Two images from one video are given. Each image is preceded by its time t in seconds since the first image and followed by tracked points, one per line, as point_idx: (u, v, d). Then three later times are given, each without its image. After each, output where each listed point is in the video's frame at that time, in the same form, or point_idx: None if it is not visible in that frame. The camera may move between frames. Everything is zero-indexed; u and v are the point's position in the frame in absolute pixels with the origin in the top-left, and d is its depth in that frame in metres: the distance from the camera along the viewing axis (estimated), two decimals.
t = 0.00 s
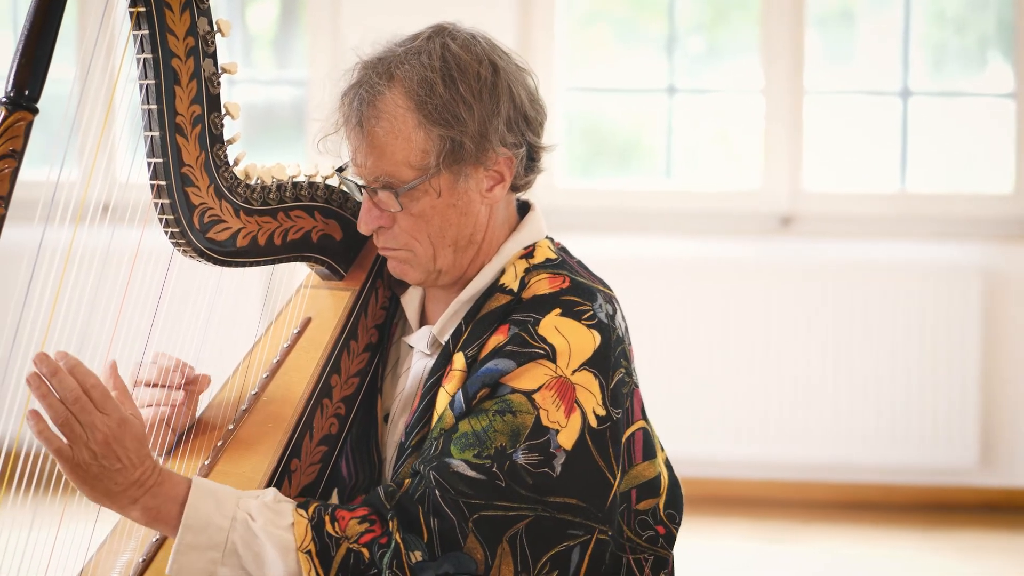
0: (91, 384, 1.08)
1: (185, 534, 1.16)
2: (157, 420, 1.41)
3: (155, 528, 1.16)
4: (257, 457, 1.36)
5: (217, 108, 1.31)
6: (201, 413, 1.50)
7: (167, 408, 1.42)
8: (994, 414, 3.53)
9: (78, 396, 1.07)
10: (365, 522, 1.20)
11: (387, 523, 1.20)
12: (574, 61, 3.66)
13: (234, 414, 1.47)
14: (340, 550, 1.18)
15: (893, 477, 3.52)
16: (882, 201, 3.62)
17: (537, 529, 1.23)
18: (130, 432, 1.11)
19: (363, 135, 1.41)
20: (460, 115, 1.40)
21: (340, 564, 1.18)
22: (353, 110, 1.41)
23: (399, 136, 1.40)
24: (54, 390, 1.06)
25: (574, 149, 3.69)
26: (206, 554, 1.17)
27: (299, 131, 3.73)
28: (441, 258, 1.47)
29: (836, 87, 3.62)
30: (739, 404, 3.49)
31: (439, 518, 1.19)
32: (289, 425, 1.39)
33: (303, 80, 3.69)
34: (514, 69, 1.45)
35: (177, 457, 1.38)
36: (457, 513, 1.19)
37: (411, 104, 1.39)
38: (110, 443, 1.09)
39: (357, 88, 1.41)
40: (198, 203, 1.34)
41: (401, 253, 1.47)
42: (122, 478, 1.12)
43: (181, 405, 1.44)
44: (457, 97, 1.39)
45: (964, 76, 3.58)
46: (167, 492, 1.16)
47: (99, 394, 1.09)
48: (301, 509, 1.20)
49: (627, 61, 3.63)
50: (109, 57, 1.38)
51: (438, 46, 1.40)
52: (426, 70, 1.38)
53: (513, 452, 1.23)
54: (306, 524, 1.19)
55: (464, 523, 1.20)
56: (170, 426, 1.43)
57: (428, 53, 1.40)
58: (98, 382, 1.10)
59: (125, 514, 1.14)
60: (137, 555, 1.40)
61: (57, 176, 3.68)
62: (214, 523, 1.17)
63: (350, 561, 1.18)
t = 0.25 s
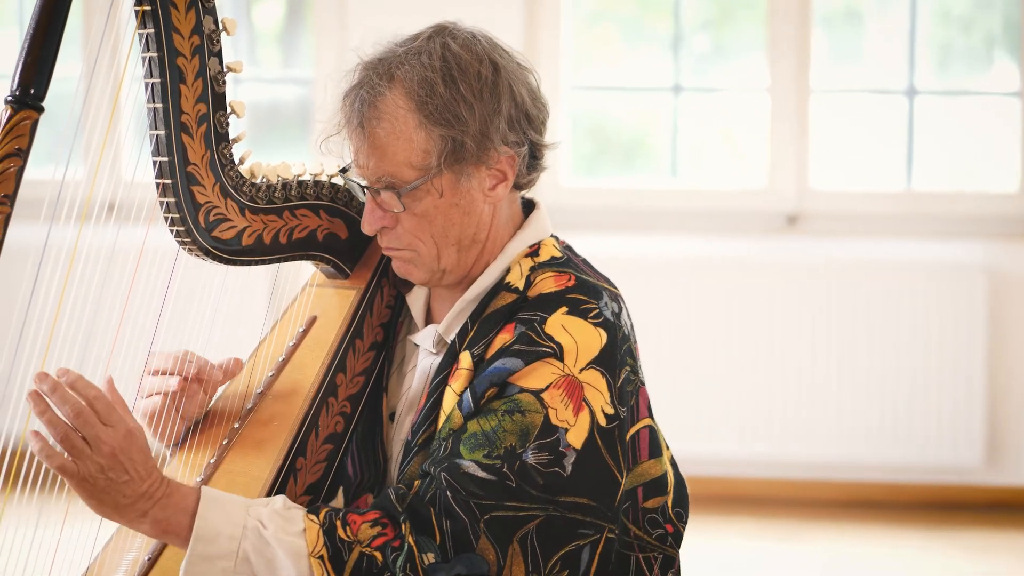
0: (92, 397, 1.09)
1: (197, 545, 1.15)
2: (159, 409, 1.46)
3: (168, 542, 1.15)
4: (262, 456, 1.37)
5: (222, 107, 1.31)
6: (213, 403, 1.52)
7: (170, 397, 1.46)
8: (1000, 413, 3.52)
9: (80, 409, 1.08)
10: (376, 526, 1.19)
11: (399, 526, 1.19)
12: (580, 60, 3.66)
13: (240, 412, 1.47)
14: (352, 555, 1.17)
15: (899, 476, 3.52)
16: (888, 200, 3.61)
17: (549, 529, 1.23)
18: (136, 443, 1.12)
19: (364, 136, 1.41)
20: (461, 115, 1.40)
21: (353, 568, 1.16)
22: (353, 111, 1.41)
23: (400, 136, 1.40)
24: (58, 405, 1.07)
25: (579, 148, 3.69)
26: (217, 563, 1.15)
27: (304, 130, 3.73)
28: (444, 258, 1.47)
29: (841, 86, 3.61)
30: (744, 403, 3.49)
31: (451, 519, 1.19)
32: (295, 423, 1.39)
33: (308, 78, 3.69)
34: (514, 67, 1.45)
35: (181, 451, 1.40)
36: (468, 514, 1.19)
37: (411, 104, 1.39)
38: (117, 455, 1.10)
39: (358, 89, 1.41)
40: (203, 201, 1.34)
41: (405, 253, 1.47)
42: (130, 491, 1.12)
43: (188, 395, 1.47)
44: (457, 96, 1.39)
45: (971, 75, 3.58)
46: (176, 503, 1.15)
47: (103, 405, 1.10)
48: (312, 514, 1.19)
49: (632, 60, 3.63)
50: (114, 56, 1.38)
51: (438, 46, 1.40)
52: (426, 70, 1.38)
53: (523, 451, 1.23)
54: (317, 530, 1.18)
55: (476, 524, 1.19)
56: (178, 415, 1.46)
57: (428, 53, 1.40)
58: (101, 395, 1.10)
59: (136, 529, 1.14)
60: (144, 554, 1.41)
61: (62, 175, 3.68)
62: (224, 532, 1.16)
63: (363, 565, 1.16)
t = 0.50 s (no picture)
0: (112, 371, 1.10)
1: (200, 522, 1.17)
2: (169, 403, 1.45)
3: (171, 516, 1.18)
4: (270, 454, 1.37)
5: (229, 104, 1.31)
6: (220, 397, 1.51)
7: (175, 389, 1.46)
8: (1009, 411, 3.51)
9: (100, 387, 1.09)
10: (380, 515, 1.20)
11: (402, 516, 1.21)
12: (589, 59, 3.67)
13: (247, 409, 1.47)
14: (355, 543, 1.18)
15: (905, 473, 3.51)
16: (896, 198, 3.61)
17: (551, 523, 1.23)
18: (151, 421, 1.12)
19: (381, 127, 1.41)
20: (479, 110, 1.40)
21: (355, 556, 1.18)
22: (371, 102, 1.41)
23: (417, 129, 1.40)
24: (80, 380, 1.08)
25: (588, 146, 3.70)
26: (220, 542, 1.18)
27: (311, 127, 3.73)
28: (454, 253, 1.48)
29: (848, 84, 3.62)
30: (750, 400, 3.49)
31: (453, 512, 1.19)
32: (303, 419, 1.40)
33: (316, 76, 3.70)
34: (531, 66, 1.46)
35: (192, 446, 1.40)
36: (471, 508, 1.19)
37: (431, 97, 1.39)
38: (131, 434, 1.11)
39: (375, 81, 1.42)
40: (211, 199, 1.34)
41: (414, 247, 1.47)
42: (140, 466, 1.13)
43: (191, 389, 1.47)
44: (475, 91, 1.40)
45: (979, 72, 3.57)
46: (183, 480, 1.17)
47: (123, 381, 1.10)
48: (317, 501, 1.21)
49: (640, 58, 3.64)
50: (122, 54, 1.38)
51: (458, 40, 1.41)
52: (446, 64, 1.39)
53: (527, 446, 1.22)
54: (321, 516, 1.19)
55: (478, 517, 1.19)
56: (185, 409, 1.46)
57: (449, 47, 1.40)
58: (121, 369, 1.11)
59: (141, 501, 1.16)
60: (150, 550, 1.45)
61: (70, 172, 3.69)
62: (229, 513, 1.18)
63: (365, 554, 1.18)
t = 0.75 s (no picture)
0: (113, 392, 1.10)
1: (214, 542, 1.16)
2: (173, 400, 1.44)
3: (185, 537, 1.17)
4: (277, 452, 1.37)
5: (235, 103, 1.31)
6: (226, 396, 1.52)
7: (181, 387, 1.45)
8: (1015, 409, 3.51)
9: (102, 408, 1.08)
10: (393, 524, 1.20)
11: (416, 525, 1.20)
12: (594, 56, 3.67)
13: (253, 408, 1.47)
14: (370, 553, 1.18)
15: (911, 471, 3.51)
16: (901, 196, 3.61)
17: (567, 525, 1.23)
18: (157, 440, 1.12)
19: (390, 120, 1.42)
20: (488, 104, 1.41)
21: (370, 565, 1.17)
22: (380, 95, 1.42)
23: (426, 122, 1.41)
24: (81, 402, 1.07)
25: (593, 144, 3.70)
26: (235, 559, 1.17)
27: (317, 125, 3.74)
28: (460, 249, 1.48)
29: (853, 82, 3.62)
30: (755, 398, 3.50)
31: (467, 517, 1.19)
32: (308, 418, 1.39)
33: (321, 74, 3.70)
34: (541, 62, 1.47)
35: (197, 443, 1.41)
36: (485, 512, 1.19)
37: (440, 91, 1.40)
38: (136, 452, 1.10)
39: (385, 74, 1.42)
40: (216, 197, 1.34)
41: (420, 242, 1.47)
42: (149, 487, 1.12)
43: (197, 387, 1.46)
44: (485, 86, 1.40)
45: (982, 70, 3.56)
46: (195, 500, 1.16)
47: (124, 401, 1.10)
48: (330, 513, 1.21)
49: (645, 56, 3.64)
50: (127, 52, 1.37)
51: (468, 35, 1.41)
52: (456, 58, 1.39)
53: (539, 448, 1.23)
54: (335, 528, 1.19)
55: (493, 522, 1.20)
56: (192, 407, 1.46)
57: (459, 41, 1.41)
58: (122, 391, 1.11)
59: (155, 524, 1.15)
60: (155, 549, 1.43)
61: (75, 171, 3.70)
62: (243, 529, 1.17)
63: (380, 562, 1.17)
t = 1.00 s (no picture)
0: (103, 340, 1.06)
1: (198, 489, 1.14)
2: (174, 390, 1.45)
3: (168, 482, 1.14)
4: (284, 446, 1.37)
5: (243, 101, 1.31)
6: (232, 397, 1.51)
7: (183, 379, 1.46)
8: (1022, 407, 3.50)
9: (99, 359, 1.04)
10: (382, 484, 1.18)
11: (404, 485, 1.19)
12: (602, 55, 3.67)
13: (260, 406, 1.47)
14: (357, 512, 1.16)
15: (918, 470, 3.50)
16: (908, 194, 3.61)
17: (551, 504, 1.22)
18: (147, 387, 1.09)
19: (402, 118, 1.42)
20: (502, 103, 1.41)
21: (356, 525, 1.16)
22: (393, 93, 1.42)
23: (439, 121, 1.41)
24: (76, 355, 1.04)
25: (601, 143, 3.70)
26: (218, 509, 1.15)
27: (324, 123, 3.74)
28: (470, 247, 1.48)
29: (859, 81, 3.62)
30: (761, 397, 3.50)
31: (455, 483, 1.18)
32: (316, 416, 1.40)
33: (328, 72, 3.70)
34: (554, 61, 1.47)
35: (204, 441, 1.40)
36: (472, 480, 1.18)
37: (454, 89, 1.40)
38: (128, 401, 1.07)
39: (398, 72, 1.42)
40: (224, 196, 1.34)
41: (431, 239, 1.48)
42: (137, 434, 1.10)
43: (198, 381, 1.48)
44: (498, 85, 1.40)
45: (990, 67, 3.56)
46: (181, 446, 1.14)
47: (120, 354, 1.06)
48: (318, 469, 1.18)
49: (653, 55, 3.64)
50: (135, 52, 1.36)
51: (482, 34, 1.41)
52: (470, 56, 1.39)
53: (531, 426, 1.22)
54: (322, 485, 1.17)
55: (479, 491, 1.19)
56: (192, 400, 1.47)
57: (473, 40, 1.41)
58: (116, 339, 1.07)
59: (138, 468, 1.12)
60: (163, 546, 1.39)
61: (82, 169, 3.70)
62: (227, 480, 1.15)
63: (367, 522, 1.16)
